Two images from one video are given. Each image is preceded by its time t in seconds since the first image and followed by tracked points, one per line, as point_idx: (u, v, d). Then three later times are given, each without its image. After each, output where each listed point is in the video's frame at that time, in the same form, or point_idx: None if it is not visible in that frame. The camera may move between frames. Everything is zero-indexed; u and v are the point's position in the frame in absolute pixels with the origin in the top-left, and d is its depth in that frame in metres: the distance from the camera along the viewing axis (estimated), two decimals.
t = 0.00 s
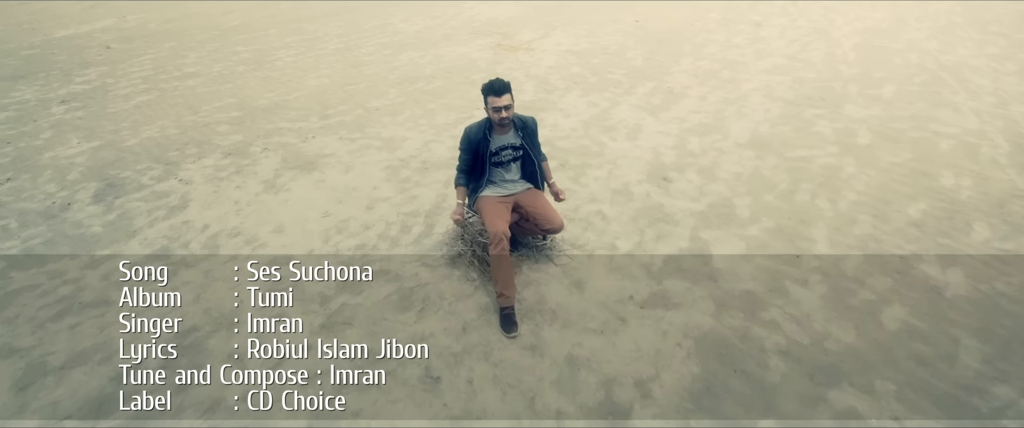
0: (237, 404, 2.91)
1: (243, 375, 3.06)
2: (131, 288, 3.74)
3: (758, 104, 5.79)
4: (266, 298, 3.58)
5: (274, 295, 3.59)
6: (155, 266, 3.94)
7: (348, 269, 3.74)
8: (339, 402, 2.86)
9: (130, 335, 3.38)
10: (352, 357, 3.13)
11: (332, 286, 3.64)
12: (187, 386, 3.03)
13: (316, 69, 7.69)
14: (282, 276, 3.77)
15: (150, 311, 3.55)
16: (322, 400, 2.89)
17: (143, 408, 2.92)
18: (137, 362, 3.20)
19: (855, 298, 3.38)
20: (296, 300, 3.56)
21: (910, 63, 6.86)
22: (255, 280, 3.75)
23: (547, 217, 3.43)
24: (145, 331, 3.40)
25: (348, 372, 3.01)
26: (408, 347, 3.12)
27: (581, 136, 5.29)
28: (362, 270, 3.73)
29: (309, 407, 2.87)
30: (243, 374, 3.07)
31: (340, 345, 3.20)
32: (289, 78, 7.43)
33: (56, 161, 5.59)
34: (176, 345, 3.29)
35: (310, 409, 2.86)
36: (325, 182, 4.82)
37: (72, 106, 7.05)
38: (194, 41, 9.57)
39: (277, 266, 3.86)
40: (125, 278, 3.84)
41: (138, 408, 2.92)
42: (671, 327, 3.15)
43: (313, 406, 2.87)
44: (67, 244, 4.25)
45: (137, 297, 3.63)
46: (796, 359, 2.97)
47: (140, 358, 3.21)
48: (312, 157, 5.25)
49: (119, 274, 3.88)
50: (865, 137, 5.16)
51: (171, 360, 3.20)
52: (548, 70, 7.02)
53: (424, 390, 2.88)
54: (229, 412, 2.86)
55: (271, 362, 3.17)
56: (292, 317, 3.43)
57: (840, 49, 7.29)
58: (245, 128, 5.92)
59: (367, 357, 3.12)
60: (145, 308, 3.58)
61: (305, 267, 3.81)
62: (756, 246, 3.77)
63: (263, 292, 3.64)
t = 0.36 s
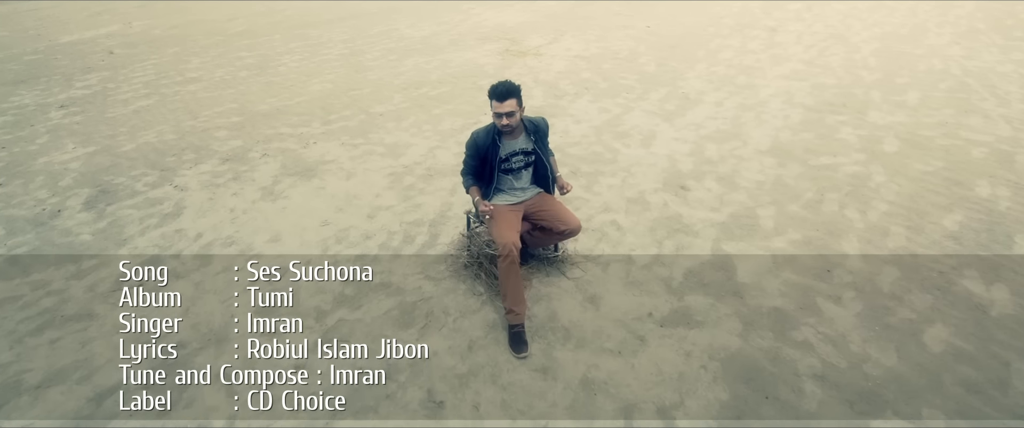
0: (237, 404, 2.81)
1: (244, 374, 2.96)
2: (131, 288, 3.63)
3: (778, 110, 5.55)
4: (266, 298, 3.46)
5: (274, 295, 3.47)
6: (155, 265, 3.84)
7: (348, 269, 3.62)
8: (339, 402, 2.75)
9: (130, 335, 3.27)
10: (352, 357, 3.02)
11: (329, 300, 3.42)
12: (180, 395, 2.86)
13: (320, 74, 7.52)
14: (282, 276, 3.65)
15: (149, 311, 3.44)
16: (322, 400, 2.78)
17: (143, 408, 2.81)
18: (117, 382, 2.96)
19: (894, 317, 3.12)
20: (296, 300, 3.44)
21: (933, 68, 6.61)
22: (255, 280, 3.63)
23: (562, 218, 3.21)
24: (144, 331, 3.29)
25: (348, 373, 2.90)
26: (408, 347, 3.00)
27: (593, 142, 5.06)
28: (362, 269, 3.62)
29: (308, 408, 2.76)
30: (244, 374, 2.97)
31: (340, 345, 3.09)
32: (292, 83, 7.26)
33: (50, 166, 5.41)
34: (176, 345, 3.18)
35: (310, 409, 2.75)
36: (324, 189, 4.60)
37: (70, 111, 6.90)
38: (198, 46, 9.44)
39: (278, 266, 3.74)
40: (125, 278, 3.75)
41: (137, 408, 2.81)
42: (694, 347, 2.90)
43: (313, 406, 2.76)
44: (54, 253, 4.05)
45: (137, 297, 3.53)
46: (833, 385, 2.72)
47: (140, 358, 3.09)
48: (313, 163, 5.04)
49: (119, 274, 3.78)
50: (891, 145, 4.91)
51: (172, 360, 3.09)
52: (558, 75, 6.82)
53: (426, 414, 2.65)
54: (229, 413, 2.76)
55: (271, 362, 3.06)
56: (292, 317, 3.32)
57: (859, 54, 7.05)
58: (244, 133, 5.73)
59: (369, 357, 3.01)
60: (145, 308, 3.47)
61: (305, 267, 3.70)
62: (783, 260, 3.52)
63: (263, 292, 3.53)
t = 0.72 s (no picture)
0: (237, 404, 2.67)
1: (244, 374, 2.81)
2: (131, 288, 3.46)
3: (788, 109, 5.36)
4: (266, 298, 3.30)
5: (274, 295, 3.31)
6: (155, 265, 3.68)
7: (348, 269, 3.46)
8: (340, 402, 2.61)
9: (130, 335, 3.12)
10: (352, 358, 2.87)
11: (318, 309, 3.20)
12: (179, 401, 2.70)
13: (314, 74, 7.32)
14: (282, 276, 3.49)
15: (151, 311, 3.28)
16: (322, 400, 2.65)
17: (143, 408, 2.67)
18: (88, 401, 2.73)
19: (924, 325, 2.91)
20: (297, 300, 3.29)
21: (945, 66, 6.43)
22: (255, 280, 3.48)
23: (567, 224, 2.99)
24: (145, 331, 3.13)
25: (348, 372, 2.75)
26: (408, 347, 2.86)
27: (597, 142, 4.86)
28: (362, 269, 3.46)
29: (308, 408, 2.63)
30: (244, 374, 2.82)
31: (340, 345, 2.94)
32: (285, 83, 7.05)
33: (30, 168, 5.19)
34: (176, 344, 3.03)
35: (309, 409, 2.62)
36: (316, 192, 4.39)
37: (56, 112, 6.69)
38: (190, 47, 9.24)
39: (278, 266, 3.59)
40: (126, 278, 3.58)
41: (138, 408, 2.67)
42: (712, 359, 2.69)
43: (312, 406, 2.63)
44: (29, 260, 3.82)
45: (137, 297, 3.38)
46: (864, 401, 2.50)
47: (140, 358, 2.94)
48: (305, 164, 4.83)
49: (119, 274, 3.61)
50: (908, 144, 4.72)
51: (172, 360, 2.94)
52: (559, 74, 6.62)
53: None
54: (228, 414, 2.62)
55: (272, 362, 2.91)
56: (292, 317, 3.17)
57: (868, 52, 6.87)
58: (234, 134, 5.51)
59: (368, 357, 2.86)
60: (147, 308, 3.31)
61: (305, 267, 3.55)
62: (802, 265, 3.31)
63: (263, 292, 3.37)
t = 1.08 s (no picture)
0: (237, 404, 2.53)
1: (244, 374, 2.67)
2: (131, 288, 3.28)
3: (796, 105, 5.18)
4: (266, 298, 3.13)
5: (274, 295, 3.14)
6: (156, 265, 3.48)
7: (348, 268, 3.28)
8: (340, 401, 2.48)
9: (130, 335, 2.95)
10: (352, 358, 2.72)
11: (306, 318, 2.99)
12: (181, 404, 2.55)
13: (306, 72, 7.11)
14: (282, 276, 3.32)
15: (152, 311, 3.11)
16: (321, 399, 2.51)
17: (143, 408, 2.53)
18: (53, 419, 2.50)
19: (955, 331, 2.72)
20: (297, 300, 3.12)
21: (953, 61, 6.27)
22: (255, 281, 3.30)
23: (572, 225, 2.79)
24: (145, 331, 2.97)
25: (348, 372, 2.61)
26: (407, 346, 2.72)
27: (599, 139, 4.66)
28: (362, 269, 3.28)
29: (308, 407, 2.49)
30: (244, 373, 2.67)
31: (340, 344, 2.79)
32: (275, 82, 6.84)
33: (7, 170, 4.96)
34: (177, 344, 2.88)
35: (309, 409, 2.48)
36: (306, 192, 4.18)
37: (37, 112, 6.45)
38: (178, 46, 9.01)
39: (278, 266, 3.41)
40: (125, 279, 3.39)
41: (138, 408, 2.53)
42: (731, 370, 2.49)
43: (312, 406, 2.49)
44: None
45: (137, 297, 3.19)
46: (896, 414, 2.31)
47: (140, 358, 2.79)
48: (295, 164, 4.62)
49: (119, 275, 3.42)
50: (922, 140, 4.54)
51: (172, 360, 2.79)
52: (558, 71, 6.43)
53: None
54: (227, 414, 2.48)
55: (272, 361, 2.76)
56: (293, 316, 3.01)
57: (874, 48, 6.71)
58: (221, 134, 5.29)
59: (368, 357, 2.71)
60: (148, 308, 3.14)
61: (305, 267, 3.37)
62: (820, 267, 3.13)
63: (263, 292, 3.20)
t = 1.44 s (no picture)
0: (237, 405, 2.42)
1: (245, 374, 2.55)
2: (131, 289, 3.15)
3: (804, 106, 5.02)
4: (266, 298, 3.01)
5: (274, 294, 3.02)
6: (156, 265, 3.36)
7: (348, 268, 3.16)
8: (340, 401, 2.37)
9: (130, 335, 2.83)
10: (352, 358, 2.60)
11: (294, 332, 2.79)
12: (181, 405, 2.44)
13: (298, 76, 6.93)
14: (282, 276, 3.19)
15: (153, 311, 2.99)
16: (321, 399, 2.40)
17: (143, 409, 2.43)
18: None
19: (991, 342, 2.53)
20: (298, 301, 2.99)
21: (961, 62, 6.13)
22: (255, 281, 3.17)
23: (579, 228, 2.59)
24: (145, 331, 2.84)
25: (348, 371, 2.50)
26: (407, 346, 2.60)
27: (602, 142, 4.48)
28: (362, 269, 3.16)
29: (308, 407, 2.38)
30: (245, 373, 2.56)
31: (340, 344, 2.66)
32: (267, 86, 6.65)
33: None
34: (177, 344, 2.75)
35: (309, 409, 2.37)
36: (296, 198, 3.98)
37: (19, 118, 6.24)
38: (169, 51, 8.82)
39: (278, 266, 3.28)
40: (125, 279, 3.26)
41: (137, 408, 2.42)
42: (754, 386, 2.30)
43: (312, 406, 2.38)
44: None
45: (138, 297, 3.07)
46: None
47: (140, 358, 2.67)
48: (285, 169, 4.42)
49: (119, 274, 3.30)
50: (937, 141, 4.37)
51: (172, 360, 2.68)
52: (557, 73, 6.27)
53: None
54: (227, 415, 2.37)
55: (273, 362, 2.64)
56: (293, 317, 2.88)
57: (879, 49, 6.57)
58: (208, 139, 5.09)
59: (368, 357, 2.59)
60: (148, 308, 3.02)
61: (305, 267, 3.24)
62: (842, 274, 2.94)
63: (263, 292, 3.07)
